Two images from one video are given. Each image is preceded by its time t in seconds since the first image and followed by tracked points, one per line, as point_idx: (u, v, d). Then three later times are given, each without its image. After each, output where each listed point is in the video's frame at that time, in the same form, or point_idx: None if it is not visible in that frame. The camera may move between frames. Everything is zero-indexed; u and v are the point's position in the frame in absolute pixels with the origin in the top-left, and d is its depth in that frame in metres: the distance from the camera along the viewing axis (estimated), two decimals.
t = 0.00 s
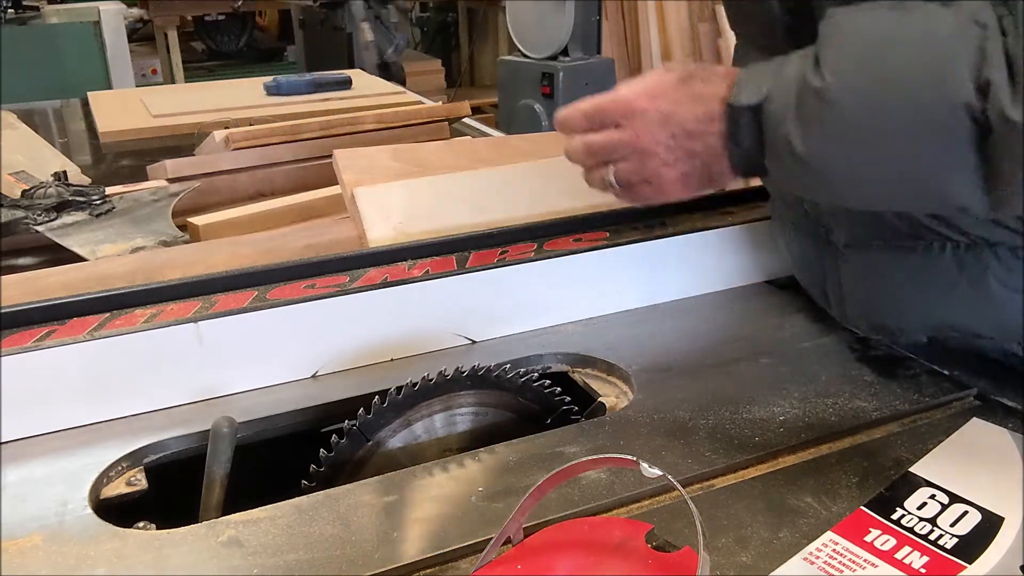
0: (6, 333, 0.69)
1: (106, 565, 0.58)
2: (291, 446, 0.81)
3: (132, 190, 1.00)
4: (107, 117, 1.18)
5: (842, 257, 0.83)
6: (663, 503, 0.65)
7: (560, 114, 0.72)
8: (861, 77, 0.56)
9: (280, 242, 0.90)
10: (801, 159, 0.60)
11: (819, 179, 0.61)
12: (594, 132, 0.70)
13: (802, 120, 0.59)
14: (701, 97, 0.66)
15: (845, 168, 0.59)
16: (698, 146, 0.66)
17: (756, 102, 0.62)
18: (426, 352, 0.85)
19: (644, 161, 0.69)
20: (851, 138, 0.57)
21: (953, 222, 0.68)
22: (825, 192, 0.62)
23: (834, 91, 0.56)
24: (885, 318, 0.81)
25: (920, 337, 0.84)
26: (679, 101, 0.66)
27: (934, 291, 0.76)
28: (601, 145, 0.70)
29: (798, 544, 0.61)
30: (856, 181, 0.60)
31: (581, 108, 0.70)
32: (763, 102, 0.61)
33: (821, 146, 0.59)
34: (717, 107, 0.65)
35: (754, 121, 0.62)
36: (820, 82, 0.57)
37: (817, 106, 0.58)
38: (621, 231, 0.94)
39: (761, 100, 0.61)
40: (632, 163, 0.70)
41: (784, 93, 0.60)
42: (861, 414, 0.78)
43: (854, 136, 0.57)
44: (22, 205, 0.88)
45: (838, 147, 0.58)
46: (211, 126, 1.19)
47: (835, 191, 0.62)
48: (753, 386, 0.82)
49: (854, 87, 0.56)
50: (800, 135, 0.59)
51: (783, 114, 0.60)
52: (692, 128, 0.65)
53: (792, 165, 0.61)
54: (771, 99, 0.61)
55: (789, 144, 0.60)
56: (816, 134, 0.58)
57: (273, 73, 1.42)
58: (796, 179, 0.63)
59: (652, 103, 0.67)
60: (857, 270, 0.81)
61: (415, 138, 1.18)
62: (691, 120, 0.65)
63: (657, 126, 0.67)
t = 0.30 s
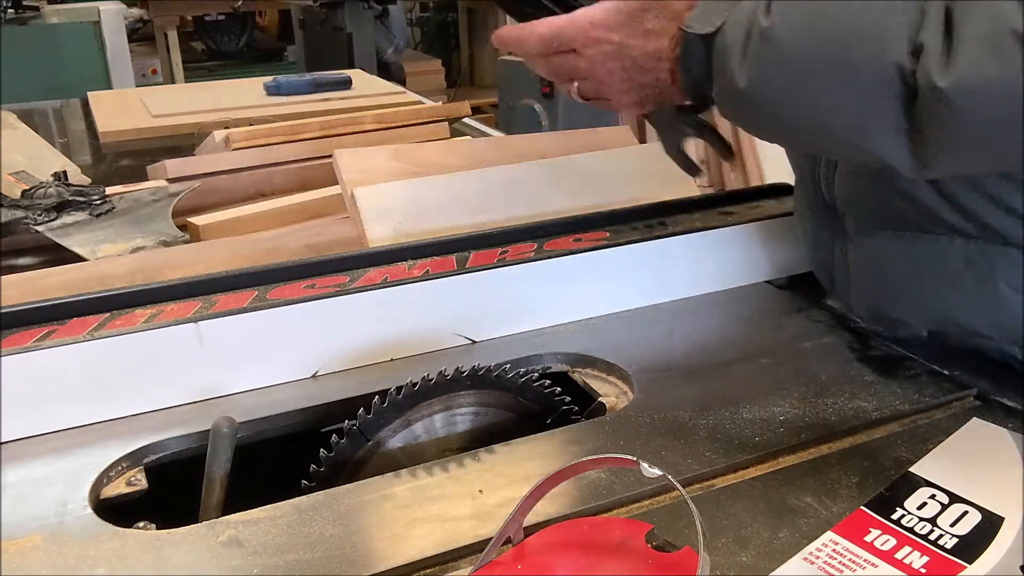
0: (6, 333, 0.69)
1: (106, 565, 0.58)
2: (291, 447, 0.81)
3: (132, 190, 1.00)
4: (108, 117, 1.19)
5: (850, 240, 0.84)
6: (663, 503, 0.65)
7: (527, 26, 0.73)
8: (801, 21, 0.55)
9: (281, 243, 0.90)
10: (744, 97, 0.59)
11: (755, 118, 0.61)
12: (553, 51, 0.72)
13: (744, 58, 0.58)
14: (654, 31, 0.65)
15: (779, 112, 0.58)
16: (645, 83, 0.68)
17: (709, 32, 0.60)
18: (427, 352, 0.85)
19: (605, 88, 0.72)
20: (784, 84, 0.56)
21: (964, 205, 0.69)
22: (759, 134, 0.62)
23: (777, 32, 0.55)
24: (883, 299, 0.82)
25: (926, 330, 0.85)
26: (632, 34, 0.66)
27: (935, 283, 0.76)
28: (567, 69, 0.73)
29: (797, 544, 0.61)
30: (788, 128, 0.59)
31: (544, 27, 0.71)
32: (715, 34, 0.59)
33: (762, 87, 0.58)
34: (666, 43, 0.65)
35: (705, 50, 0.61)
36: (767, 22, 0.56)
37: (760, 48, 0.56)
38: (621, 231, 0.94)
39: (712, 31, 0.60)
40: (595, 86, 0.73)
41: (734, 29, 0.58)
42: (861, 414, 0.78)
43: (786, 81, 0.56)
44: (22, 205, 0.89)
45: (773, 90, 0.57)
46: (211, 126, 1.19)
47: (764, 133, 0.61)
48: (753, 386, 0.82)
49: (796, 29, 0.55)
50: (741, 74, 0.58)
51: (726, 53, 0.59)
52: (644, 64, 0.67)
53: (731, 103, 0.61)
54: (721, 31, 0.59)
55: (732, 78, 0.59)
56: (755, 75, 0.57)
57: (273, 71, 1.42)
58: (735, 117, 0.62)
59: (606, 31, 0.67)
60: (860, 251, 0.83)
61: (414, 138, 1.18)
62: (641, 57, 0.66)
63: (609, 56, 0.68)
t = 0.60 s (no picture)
0: (6, 333, 0.69)
1: (106, 565, 0.58)
2: (292, 447, 0.81)
3: (132, 190, 1.00)
4: (108, 117, 1.19)
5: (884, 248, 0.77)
6: (663, 502, 0.65)
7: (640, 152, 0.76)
8: (942, 111, 0.55)
9: (282, 243, 0.90)
10: (890, 194, 0.61)
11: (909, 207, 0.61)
12: (674, 170, 0.75)
13: (889, 156, 0.60)
14: (784, 146, 0.69)
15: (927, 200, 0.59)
16: (784, 187, 0.73)
17: (842, 135, 0.63)
18: (427, 352, 0.85)
19: (732, 194, 0.77)
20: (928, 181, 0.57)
21: None
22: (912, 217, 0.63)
23: (921, 128, 0.56)
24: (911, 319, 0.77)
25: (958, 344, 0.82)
26: (761, 150, 0.70)
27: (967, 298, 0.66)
28: (695, 184, 0.77)
29: (798, 544, 0.61)
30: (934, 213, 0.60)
31: (669, 156, 0.74)
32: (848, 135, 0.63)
33: (912, 179, 0.59)
34: (800, 151, 0.68)
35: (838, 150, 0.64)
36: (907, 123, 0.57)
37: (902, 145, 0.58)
38: (622, 231, 0.94)
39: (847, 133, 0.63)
40: (722, 192, 0.77)
41: (868, 124, 0.61)
42: (861, 414, 0.77)
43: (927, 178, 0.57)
44: (22, 205, 0.89)
45: (919, 186, 0.59)
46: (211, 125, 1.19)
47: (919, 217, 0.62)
48: (753, 386, 0.82)
49: (940, 123, 0.55)
50: (887, 170, 0.60)
51: (872, 149, 0.61)
52: (781, 173, 0.71)
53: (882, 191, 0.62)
54: (858, 127, 0.62)
55: (879, 177, 0.61)
56: (898, 170, 0.59)
57: (274, 71, 1.42)
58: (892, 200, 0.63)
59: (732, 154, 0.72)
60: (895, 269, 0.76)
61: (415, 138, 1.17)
62: (778, 168, 0.71)
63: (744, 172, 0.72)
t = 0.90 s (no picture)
0: (6, 333, 0.69)
1: (107, 565, 0.58)
2: (292, 446, 0.81)
3: (132, 190, 1.00)
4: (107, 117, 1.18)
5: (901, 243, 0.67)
6: (663, 502, 0.65)
7: (703, 148, 0.61)
8: None
9: (282, 243, 0.89)
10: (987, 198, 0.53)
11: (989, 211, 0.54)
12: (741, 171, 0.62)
13: (996, 156, 0.52)
14: (868, 150, 0.58)
15: None
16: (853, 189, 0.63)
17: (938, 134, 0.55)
18: (427, 351, 0.85)
19: (788, 203, 0.67)
20: None
21: None
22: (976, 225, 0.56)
23: None
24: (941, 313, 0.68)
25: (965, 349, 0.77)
26: (847, 158, 0.58)
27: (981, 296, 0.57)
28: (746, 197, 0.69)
29: (798, 544, 0.61)
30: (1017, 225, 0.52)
31: (745, 155, 0.60)
32: (945, 135, 0.54)
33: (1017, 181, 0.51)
34: (881, 156, 0.59)
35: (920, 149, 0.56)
36: None
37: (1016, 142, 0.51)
38: (622, 231, 0.94)
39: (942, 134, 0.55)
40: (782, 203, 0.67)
41: (967, 125, 0.54)
42: (861, 414, 0.77)
43: None
44: (22, 205, 0.89)
45: None
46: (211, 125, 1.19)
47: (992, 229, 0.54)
48: (753, 386, 0.82)
49: None
50: (992, 174, 0.52)
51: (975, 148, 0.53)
52: (857, 181, 0.61)
53: (972, 194, 0.54)
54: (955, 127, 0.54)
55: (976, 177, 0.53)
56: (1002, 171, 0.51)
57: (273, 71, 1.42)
58: (961, 207, 0.56)
59: (820, 156, 0.58)
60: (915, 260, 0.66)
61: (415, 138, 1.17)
62: (857, 175, 0.61)
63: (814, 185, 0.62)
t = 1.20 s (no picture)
0: (6, 333, 0.69)
1: (106, 565, 0.58)
2: (291, 447, 0.81)
3: (132, 189, 1.00)
4: (107, 117, 1.18)
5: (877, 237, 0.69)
6: (662, 503, 0.65)
7: (595, 17, 0.49)
8: None
9: (283, 243, 0.90)
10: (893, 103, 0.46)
11: (896, 134, 0.47)
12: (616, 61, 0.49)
13: (906, 45, 0.46)
14: (760, 54, 0.49)
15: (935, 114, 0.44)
16: (734, 105, 0.52)
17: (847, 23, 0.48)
18: (427, 351, 0.85)
19: (664, 118, 0.51)
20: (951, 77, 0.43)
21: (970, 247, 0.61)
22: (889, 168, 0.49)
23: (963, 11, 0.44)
24: (919, 313, 0.66)
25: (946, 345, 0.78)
26: (739, 55, 0.48)
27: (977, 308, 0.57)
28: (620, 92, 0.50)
29: (798, 544, 0.61)
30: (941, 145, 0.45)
31: (621, 31, 0.47)
32: (851, 16, 0.48)
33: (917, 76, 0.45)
34: (772, 58, 0.50)
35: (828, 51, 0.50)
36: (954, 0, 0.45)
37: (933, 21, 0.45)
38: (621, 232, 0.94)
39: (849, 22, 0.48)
40: (656, 114, 0.51)
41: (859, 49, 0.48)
42: (861, 414, 0.77)
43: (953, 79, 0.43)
44: (21, 205, 0.89)
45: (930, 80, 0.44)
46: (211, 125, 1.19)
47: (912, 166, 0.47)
48: (753, 386, 0.82)
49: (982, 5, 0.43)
50: (900, 70, 0.46)
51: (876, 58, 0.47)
52: (742, 90, 0.51)
53: (874, 112, 0.47)
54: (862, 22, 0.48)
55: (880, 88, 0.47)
56: (913, 57, 0.45)
57: (274, 70, 1.42)
58: (852, 126, 0.49)
59: (707, 42, 0.47)
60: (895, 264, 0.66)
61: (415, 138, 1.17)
62: (745, 81, 0.50)
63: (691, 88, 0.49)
